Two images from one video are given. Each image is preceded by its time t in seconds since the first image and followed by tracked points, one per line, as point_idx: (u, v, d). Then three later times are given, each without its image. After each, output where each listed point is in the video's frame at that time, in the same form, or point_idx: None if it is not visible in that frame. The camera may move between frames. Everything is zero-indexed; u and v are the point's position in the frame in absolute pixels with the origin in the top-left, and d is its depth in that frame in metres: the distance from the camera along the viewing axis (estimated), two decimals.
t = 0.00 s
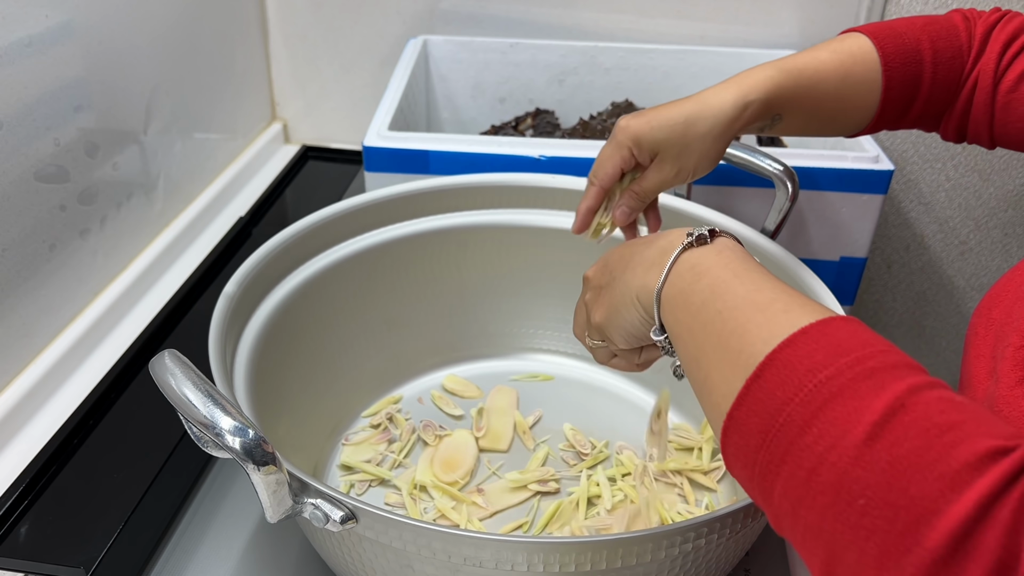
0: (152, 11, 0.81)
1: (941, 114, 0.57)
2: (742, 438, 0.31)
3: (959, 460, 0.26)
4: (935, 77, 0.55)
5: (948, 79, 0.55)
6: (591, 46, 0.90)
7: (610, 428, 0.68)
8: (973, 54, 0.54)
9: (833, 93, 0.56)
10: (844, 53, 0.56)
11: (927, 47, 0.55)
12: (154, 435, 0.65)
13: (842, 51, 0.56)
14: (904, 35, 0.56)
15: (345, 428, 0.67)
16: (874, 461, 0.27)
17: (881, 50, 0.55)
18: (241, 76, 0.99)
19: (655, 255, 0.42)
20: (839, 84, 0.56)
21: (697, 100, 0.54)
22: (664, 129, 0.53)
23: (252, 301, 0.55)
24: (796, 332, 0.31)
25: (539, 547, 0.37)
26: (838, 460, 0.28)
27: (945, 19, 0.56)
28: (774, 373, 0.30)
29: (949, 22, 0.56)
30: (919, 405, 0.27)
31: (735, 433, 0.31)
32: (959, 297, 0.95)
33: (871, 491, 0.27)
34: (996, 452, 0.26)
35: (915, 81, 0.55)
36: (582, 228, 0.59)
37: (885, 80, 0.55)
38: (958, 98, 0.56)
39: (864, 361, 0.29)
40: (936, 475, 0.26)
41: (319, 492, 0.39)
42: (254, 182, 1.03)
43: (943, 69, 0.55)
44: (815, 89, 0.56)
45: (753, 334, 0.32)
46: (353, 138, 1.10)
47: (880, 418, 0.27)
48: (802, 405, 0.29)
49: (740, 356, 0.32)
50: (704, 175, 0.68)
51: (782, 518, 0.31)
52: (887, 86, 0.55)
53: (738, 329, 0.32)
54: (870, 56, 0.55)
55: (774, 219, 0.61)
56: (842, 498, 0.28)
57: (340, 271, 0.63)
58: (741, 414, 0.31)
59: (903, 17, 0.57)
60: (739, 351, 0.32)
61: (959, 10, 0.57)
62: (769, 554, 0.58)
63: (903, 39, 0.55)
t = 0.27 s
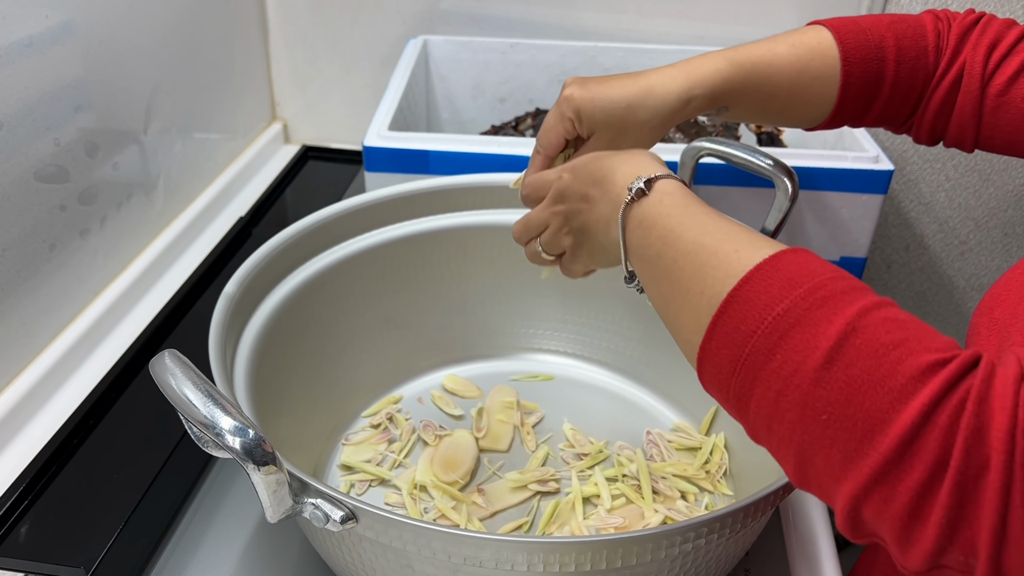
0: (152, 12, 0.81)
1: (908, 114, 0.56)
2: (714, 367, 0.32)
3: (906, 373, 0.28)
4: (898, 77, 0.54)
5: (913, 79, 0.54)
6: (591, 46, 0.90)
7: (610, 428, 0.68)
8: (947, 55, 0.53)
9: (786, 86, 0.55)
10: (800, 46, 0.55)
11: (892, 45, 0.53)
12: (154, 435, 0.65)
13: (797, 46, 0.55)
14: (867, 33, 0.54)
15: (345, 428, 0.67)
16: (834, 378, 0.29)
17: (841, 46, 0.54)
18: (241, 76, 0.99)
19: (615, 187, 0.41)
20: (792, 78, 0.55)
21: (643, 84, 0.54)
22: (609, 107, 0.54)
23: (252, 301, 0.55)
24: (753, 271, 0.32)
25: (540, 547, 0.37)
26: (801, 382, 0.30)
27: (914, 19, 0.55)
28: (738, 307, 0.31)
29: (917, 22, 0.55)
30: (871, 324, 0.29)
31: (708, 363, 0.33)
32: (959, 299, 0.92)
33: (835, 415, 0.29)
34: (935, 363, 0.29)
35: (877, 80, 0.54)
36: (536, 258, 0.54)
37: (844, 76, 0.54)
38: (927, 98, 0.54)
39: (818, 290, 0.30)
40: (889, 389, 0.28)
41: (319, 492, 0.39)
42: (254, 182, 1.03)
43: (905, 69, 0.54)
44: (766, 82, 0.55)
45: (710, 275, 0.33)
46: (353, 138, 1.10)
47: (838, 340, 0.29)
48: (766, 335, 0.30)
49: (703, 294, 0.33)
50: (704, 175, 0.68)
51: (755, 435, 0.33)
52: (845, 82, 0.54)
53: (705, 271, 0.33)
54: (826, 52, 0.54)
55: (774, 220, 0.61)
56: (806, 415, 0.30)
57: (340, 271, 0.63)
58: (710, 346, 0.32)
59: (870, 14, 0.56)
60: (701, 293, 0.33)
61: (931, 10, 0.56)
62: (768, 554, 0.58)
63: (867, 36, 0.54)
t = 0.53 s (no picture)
0: (152, 12, 0.81)
1: (935, 112, 0.57)
2: (721, 328, 0.33)
3: (904, 344, 0.30)
4: (931, 72, 0.55)
5: (944, 75, 0.55)
6: (591, 46, 0.90)
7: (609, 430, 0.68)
8: (974, 52, 0.54)
9: (824, 76, 0.57)
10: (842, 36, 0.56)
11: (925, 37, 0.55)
12: (155, 435, 0.65)
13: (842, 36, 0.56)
14: (904, 27, 0.56)
15: (345, 428, 0.67)
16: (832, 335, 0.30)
17: (879, 39, 0.56)
18: (241, 76, 0.99)
19: (642, 145, 0.40)
20: (831, 68, 0.56)
21: (687, 71, 0.55)
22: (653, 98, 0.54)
23: (252, 301, 0.55)
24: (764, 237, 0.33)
25: (540, 547, 0.37)
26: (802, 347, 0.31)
27: (947, 16, 0.56)
28: (748, 272, 0.32)
29: (953, 19, 0.56)
30: (878, 297, 0.30)
31: (715, 325, 0.33)
32: (961, 300, 0.91)
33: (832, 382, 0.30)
34: (932, 338, 0.30)
35: (911, 73, 0.56)
36: (551, 221, 0.54)
37: (880, 68, 0.56)
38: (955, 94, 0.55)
39: (827, 261, 0.31)
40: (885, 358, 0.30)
41: (319, 492, 0.39)
42: (254, 182, 1.03)
43: (940, 63, 0.55)
44: (807, 70, 0.57)
45: (726, 241, 0.34)
46: (353, 138, 1.10)
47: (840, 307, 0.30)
48: (773, 300, 0.31)
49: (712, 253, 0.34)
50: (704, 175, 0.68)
51: (755, 398, 0.34)
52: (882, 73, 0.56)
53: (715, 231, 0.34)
54: (865, 44, 0.56)
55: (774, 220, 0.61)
56: (805, 378, 0.31)
57: (340, 271, 0.63)
58: (719, 307, 0.33)
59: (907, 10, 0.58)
60: (714, 256, 0.34)
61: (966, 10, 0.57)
62: (768, 554, 0.58)
63: (903, 30, 0.56)
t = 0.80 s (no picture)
0: (152, 12, 0.81)
1: (933, 121, 0.58)
2: (808, 482, 0.29)
3: None
4: (929, 81, 0.55)
5: (942, 84, 0.55)
6: (591, 47, 0.90)
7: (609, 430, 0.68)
8: (971, 60, 0.54)
9: (820, 93, 0.57)
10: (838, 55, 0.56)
11: (921, 48, 0.55)
12: (155, 435, 0.65)
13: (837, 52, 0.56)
14: (898, 38, 0.56)
15: (345, 429, 0.67)
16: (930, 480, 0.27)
17: (874, 50, 0.56)
18: (241, 76, 0.99)
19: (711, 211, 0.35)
20: (827, 84, 0.56)
21: (682, 99, 0.55)
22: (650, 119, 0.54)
23: (252, 302, 0.55)
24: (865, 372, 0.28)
25: (540, 547, 0.37)
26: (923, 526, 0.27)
27: (940, 25, 0.57)
28: (848, 417, 0.28)
29: (946, 28, 0.57)
30: (1010, 455, 0.26)
31: (802, 476, 0.29)
32: (958, 297, 0.95)
33: (943, 539, 0.27)
34: None
35: (909, 82, 0.56)
36: (554, 234, 0.49)
37: (876, 80, 0.56)
38: (953, 103, 0.56)
39: (945, 409, 0.27)
40: None
41: (319, 492, 0.39)
42: (254, 182, 1.03)
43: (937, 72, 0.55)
44: (803, 88, 0.56)
45: (820, 370, 0.29)
46: (353, 139, 1.10)
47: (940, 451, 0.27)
48: (881, 459, 0.27)
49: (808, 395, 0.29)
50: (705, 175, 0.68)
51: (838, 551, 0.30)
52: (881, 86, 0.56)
53: (808, 362, 0.29)
54: (861, 60, 0.56)
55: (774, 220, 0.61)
56: (923, 557, 0.27)
57: (340, 272, 0.63)
58: (808, 458, 0.29)
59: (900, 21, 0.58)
60: (801, 380, 0.30)
61: (958, 19, 0.58)
62: (769, 553, 0.58)
63: (898, 41, 0.56)
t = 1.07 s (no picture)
0: (152, 11, 0.81)
1: (923, 121, 0.58)
2: None
3: None
4: (923, 79, 0.55)
5: (935, 83, 0.55)
6: (591, 47, 0.90)
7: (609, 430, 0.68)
8: (963, 60, 0.54)
9: (823, 83, 0.56)
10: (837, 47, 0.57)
11: (916, 44, 0.55)
12: (155, 435, 0.65)
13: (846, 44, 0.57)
14: (895, 33, 0.56)
15: (345, 429, 0.67)
16: None
17: (872, 46, 0.56)
18: (241, 76, 0.99)
19: None
20: (830, 74, 0.56)
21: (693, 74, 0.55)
22: (660, 91, 0.54)
23: (252, 302, 0.55)
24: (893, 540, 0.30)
25: (539, 547, 0.37)
26: None
27: (936, 26, 0.57)
28: None
29: (942, 28, 0.57)
30: None
31: None
32: (957, 297, 0.96)
33: None
34: None
35: (903, 79, 0.56)
36: (610, 465, 0.31)
37: (872, 74, 0.56)
38: (944, 103, 0.56)
39: None
40: None
41: (319, 492, 0.39)
42: (254, 182, 1.03)
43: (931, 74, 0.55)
44: (808, 75, 0.56)
45: None
46: (353, 139, 1.10)
47: None
48: None
49: None
50: (704, 175, 0.68)
51: None
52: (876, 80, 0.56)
53: None
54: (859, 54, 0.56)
55: (774, 219, 0.61)
56: None
57: (339, 272, 0.63)
58: None
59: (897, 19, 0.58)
60: None
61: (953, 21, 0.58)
62: (770, 553, 0.58)
63: (894, 38, 0.56)
